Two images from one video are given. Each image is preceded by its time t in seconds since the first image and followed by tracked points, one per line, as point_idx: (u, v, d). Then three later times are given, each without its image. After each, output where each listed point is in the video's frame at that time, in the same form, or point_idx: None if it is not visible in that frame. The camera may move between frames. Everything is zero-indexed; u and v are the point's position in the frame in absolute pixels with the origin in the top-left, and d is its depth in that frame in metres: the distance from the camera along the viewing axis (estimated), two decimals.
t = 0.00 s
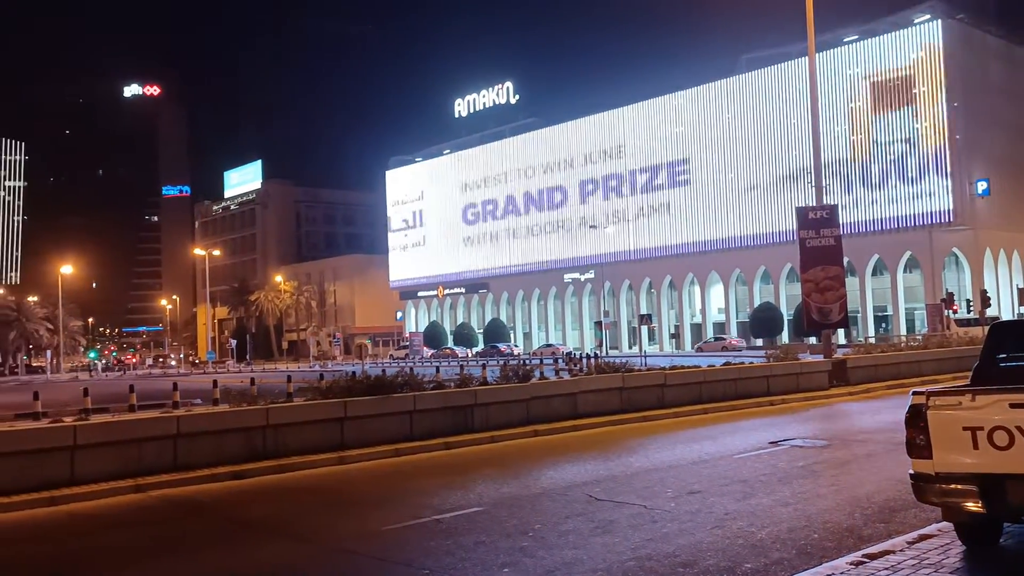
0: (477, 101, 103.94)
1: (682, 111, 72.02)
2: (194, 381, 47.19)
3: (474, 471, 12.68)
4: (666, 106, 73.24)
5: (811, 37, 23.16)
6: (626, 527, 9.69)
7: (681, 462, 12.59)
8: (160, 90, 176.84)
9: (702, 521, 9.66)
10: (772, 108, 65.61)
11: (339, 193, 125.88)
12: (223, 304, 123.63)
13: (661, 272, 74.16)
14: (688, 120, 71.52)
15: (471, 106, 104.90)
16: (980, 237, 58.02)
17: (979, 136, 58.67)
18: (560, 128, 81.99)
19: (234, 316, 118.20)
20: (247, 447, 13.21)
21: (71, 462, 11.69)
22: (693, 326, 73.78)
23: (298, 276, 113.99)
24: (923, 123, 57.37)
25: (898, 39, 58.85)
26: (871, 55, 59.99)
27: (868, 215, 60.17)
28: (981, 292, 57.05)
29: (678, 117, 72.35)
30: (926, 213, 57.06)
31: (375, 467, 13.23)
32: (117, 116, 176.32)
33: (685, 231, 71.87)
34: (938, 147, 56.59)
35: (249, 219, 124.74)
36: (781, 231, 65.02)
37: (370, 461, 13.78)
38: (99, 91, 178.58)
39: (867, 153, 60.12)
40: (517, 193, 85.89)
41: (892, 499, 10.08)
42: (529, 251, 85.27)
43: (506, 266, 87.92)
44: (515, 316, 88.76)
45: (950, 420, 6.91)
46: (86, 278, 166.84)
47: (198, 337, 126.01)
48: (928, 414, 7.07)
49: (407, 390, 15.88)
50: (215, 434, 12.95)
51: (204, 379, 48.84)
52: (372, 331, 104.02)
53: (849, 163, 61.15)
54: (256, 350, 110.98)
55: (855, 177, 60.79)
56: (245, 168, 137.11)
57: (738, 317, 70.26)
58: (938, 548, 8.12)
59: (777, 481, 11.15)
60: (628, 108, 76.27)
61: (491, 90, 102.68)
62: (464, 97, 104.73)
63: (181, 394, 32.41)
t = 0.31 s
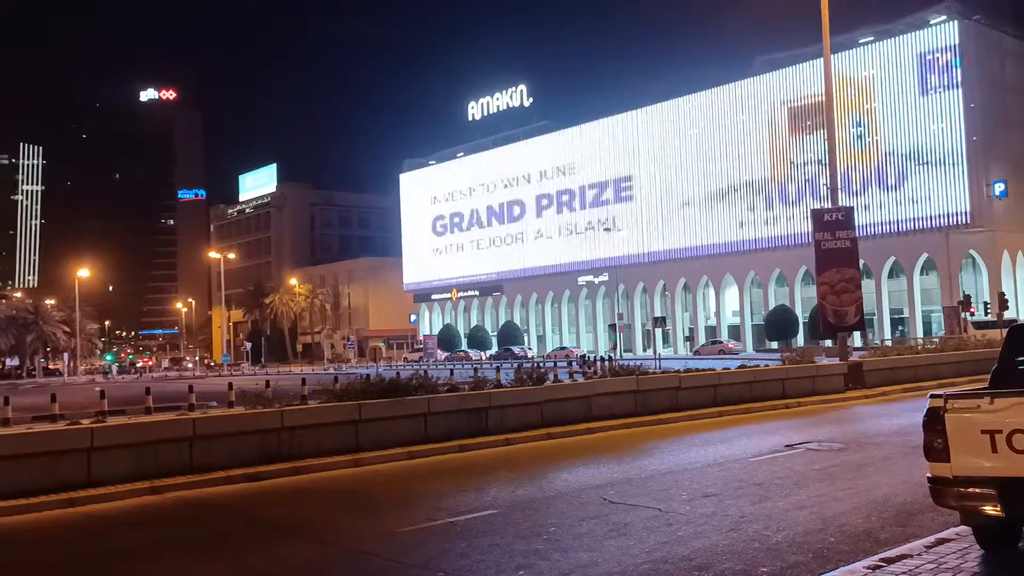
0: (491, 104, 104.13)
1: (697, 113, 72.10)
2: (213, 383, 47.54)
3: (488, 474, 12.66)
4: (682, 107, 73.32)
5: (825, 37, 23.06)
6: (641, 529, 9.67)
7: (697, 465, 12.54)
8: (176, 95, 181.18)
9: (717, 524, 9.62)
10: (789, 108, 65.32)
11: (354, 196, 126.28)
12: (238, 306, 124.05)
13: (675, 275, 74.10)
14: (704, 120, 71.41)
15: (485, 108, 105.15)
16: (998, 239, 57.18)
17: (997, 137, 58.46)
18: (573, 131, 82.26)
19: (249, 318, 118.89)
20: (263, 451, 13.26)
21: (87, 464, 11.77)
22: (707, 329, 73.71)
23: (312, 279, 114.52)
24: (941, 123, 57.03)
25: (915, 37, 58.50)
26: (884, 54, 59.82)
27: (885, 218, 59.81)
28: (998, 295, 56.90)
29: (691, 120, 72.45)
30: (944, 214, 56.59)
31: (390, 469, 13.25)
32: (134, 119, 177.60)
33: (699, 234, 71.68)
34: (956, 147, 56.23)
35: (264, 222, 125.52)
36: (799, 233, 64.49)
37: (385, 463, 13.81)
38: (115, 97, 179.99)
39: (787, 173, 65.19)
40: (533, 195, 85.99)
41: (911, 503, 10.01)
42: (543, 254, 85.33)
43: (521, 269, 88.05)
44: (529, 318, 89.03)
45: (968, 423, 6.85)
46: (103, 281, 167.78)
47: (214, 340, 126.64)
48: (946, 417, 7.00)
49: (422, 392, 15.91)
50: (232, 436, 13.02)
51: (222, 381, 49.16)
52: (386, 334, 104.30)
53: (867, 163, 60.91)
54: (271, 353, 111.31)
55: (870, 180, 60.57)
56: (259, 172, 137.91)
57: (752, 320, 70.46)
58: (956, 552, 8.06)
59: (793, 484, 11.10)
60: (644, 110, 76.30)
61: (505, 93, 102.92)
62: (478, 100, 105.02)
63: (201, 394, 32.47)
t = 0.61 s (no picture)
0: (507, 105, 104.23)
1: (713, 112, 71.86)
2: (234, 385, 47.87)
3: (505, 475, 12.68)
4: (699, 108, 73.16)
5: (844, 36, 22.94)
6: (659, 531, 9.64)
7: (714, 466, 12.50)
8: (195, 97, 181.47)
9: (735, 526, 9.58)
10: (807, 108, 64.90)
11: (369, 197, 126.54)
12: (256, 308, 124.56)
13: (692, 276, 73.90)
14: (720, 120, 71.09)
15: (501, 110, 105.24)
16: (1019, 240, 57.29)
17: (1017, 137, 58.19)
18: (589, 132, 82.39)
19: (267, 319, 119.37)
20: (282, 451, 13.32)
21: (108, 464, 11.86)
22: (724, 330, 73.32)
23: (329, 280, 114.84)
24: (961, 123, 56.59)
25: (933, 37, 58.26)
26: (900, 54, 59.65)
27: (904, 219, 59.39)
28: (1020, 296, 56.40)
29: (707, 121, 72.38)
30: (960, 215, 56.37)
31: (408, 470, 13.30)
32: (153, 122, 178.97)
33: (715, 235, 71.42)
34: (975, 147, 55.83)
35: (282, 224, 126.08)
36: (818, 233, 63.86)
37: (403, 464, 13.86)
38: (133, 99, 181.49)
39: (803, 174, 64.85)
40: (550, 196, 86.00)
41: (931, 505, 9.93)
42: (560, 255, 85.35)
43: (537, 270, 88.06)
44: (544, 320, 88.95)
45: (991, 426, 6.78)
46: (121, 282, 168.74)
47: (231, 341, 127.11)
48: (969, 419, 6.93)
49: (439, 393, 15.95)
50: (250, 437, 13.09)
51: (242, 382, 49.32)
52: (402, 335, 104.38)
53: (886, 163, 60.55)
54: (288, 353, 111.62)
55: (889, 181, 60.19)
56: (276, 173, 138.62)
57: (770, 322, 69.83)
58: (977, 556, 7.98)
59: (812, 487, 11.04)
60: (661, 110, 76.14)
61: (521, 94, 102.98)
62: (494, 101, 105.12)
63: (226, 396, 32.67)
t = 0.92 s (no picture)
0: (521, 109, 104.39)
1: (727, 115, 71.78)
2: (252, 388, 48.23)
3: (520, 479, 12.67)
4: (713, 111, 73.03)
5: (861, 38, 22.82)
6: (675, 536, 9.61)
7: (729, 470, 12.46)
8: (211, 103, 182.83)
9: (751, 531, 9.54)
10: (822, 110, 64.64)
11: (384, 201, 126.94)
12: (271, 311, 125.13)
13: (707, 279, 73.62)
14: (735, 123, 70.96)
15: (516, 113, 105.39)
16: None
17: None
18: (603, 135, 82.32)
19: (282, 323, 119.91)
20: (297, 453, 13.36)
21: (125, 467, 11.93)
22: (740, 334, 72.93)
23: (344, 284, 115.28)
24: (978, 125, 56.29)
25: (950, 39, 57.95)
26: (917, 57, 59.30)
27: (921, 221, 59.00)
28: None
29: (721, 124, 72.22)
30: (975, 218, 56.22)
31: (423, 474, 13.31)
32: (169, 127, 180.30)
33: (730, 238, 71.15)
34: (992, 149, 55.54)
35: (297, 228, 126.53)
36: (834, 237, 63.45)
37: (418, 467, 13.87)
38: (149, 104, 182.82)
39: (819, 178, 64.57)
40: (564, 199, 86.00)
41: (950, 510, 9.85)
42: (575, 258, 85.27)
43: (551, 274, 87.94)
44: (559, 323, 88.89)
45: (1011, 430, 6.72)
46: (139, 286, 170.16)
47: (247, 344, 127.76)
48: (987, 424, 6.88)
49: (454, 397, 15.95)
50: (265, 440, 13.11)
51: (258, 385, 49.58)
52: (417, 338, 104.74)
53: (902, 165, 60.23)
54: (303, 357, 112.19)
55: (906, 184, 59.84)
56: (292, 177, 139.29)
57: (785, 325, 69.43)
58: (995, 561, 7.91)
59: (828, 491, 10.98)
60: (676, 113, 76.12)
61: (535, 97, 103.14)
62: (508, 105, 105.32)
63: (243, 399, 32.88)
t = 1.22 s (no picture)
0: (539, 108, 104.33)
1: (747, 113, 71.50)
2: (273, 385, 48.45)
3: (538, 477, 12.68)
4: (732, 108, 72.77)
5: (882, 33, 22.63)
6: (694, 534, 9.58)
7: (750, 470, 12.40)
8: (230, 103, 185.82)
9: (771, 530, 9.50)
10: (843, 108, 64.23)
11: (402, 200, 127.25)
12: (291, 310, 125.66)
13: (726, 277, 73.26)
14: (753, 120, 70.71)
15: (533, 112, 105.43)
16: None
17: None
18: (621, 133, 82.22)
19: (301, 321, 120.43)
20: (317, 451, 13.44)
21: (147, 464, 12.04)
22: (759, 333, 72.55)
23: (362, 283, 115.67)
24: (999, 122, 55.81)
25: (972, 35, 57.46)
26: (939, 53, 58.88)
27: (942, 219, 58.54)
28: None
29: (740, 121, 71.96)
30: (998, 216, 55.71)
31: (442, 472, 13.34)
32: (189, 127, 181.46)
33: (749, 236, 70.85)
34: (1014, 147, 55.08)
35: (315, 227, 127.00)
36: (854, 234, 62.93)
37: (437, 465, 13.90)
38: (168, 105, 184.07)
39: (839, 176, 64.24)
40: (582, 198, 85.93)
41: (973, 511, 9.76)
42: (593, 257, 85.19)
43: (569, 272, 87.91)
44: (577, 321, 88.85)
45: None
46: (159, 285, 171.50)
47: (266, 343, 128.47)
48: (1010, 423, 6.82)
49: (472, 395, 16.00)
50: (285, 437, 13.19)
51: (279, 383, 49.82)
52: (435, 337, 105.03)
53: (923, 163, 59.78)
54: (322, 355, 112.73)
55: (927, 181, 59.40)
56: (310, 177, 139.92)
57: (806, 324, 69.15)
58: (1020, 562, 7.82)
59: (848, 490, 10.92)
60: (694, 111, 75.90)
61: (553, 96, 103.04)
62: (526, 104, 105.32)
63: (263, 394, 32.90)
